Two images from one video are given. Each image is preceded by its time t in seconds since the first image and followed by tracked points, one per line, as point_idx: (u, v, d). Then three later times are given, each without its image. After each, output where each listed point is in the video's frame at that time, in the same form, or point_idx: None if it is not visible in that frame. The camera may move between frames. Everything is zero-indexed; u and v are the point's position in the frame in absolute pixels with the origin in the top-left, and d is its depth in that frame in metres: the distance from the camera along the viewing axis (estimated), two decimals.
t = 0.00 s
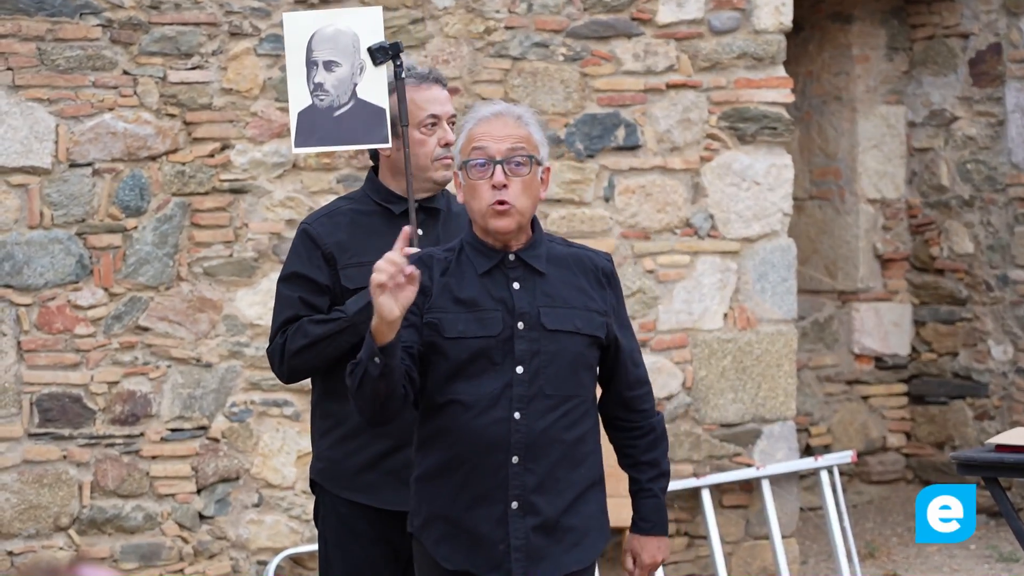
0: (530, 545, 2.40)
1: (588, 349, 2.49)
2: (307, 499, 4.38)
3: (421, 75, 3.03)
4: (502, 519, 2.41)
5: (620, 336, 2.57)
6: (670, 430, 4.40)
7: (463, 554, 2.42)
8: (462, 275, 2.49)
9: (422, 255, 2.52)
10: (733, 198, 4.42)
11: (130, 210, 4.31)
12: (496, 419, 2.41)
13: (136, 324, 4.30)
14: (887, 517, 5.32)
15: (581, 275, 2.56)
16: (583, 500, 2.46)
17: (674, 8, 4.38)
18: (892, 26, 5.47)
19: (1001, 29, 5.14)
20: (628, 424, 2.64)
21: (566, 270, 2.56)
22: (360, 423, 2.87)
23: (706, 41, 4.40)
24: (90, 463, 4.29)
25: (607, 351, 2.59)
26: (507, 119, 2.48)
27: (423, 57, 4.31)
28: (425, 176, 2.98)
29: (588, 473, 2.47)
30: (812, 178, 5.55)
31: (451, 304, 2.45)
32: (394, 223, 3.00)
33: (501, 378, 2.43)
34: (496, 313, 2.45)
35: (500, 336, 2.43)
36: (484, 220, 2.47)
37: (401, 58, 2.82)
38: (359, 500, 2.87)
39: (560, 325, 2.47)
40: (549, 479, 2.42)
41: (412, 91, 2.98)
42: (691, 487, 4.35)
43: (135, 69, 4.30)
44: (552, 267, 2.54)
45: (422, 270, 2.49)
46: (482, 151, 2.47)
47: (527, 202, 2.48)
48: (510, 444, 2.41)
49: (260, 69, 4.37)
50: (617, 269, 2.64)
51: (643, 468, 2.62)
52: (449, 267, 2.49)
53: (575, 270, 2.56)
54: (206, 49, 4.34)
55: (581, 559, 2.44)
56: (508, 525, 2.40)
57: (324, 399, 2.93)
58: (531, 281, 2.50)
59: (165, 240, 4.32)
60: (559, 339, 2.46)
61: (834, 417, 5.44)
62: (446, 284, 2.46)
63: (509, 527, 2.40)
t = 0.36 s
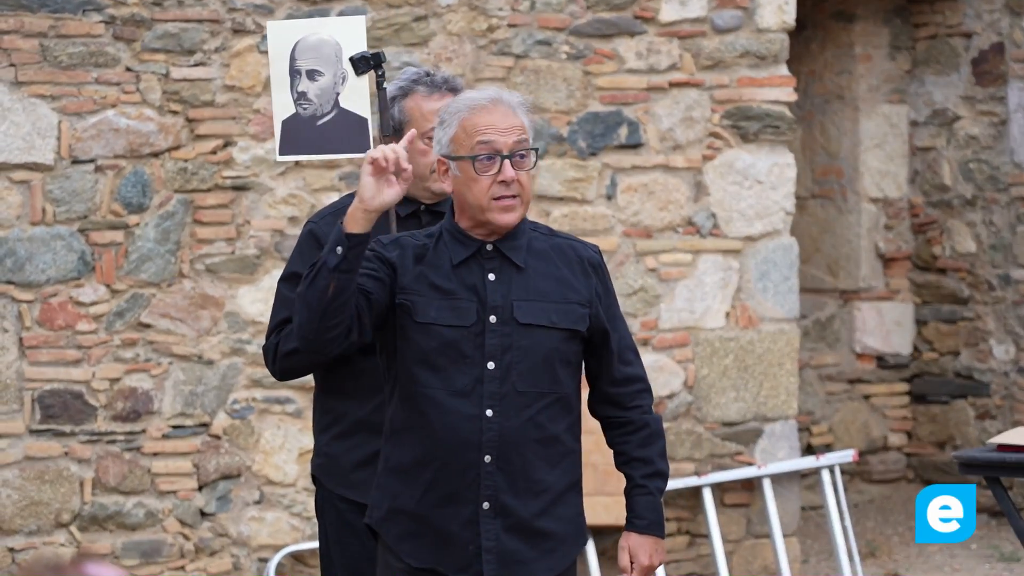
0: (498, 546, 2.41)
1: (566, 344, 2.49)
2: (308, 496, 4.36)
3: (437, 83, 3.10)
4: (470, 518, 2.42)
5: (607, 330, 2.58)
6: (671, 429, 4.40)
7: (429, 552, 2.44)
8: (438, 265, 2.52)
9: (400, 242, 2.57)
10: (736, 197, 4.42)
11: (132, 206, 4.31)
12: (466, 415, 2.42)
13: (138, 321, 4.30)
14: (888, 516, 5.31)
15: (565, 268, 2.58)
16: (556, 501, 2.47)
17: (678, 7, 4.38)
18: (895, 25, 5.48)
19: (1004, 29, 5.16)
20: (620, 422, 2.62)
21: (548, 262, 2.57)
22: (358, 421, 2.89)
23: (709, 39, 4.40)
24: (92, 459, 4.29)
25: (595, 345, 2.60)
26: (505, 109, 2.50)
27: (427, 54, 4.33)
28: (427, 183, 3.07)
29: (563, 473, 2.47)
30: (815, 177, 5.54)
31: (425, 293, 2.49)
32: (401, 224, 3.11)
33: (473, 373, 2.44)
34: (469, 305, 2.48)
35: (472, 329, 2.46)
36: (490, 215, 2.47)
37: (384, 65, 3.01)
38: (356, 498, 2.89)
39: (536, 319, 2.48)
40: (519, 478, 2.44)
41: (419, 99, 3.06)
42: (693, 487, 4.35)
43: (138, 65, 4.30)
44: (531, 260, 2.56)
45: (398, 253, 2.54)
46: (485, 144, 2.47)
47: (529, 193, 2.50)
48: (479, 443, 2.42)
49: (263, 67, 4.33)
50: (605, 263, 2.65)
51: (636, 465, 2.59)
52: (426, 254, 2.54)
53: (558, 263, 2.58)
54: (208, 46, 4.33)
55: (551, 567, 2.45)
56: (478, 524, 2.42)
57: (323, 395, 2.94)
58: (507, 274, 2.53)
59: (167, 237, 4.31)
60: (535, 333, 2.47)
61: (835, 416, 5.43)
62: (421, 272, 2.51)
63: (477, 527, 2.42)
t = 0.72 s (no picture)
0: (472, 563, 2.33)
1: (535, 352, 2.41)
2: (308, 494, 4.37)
3: (413, 80, 2.91)
4: (442, 534, 2.33)
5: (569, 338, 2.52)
6: (671, 427, 4.40)
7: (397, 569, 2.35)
8: (399, 270, 2.38)
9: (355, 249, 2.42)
10: (737, 195, 4.42)
11: (133, 204, 4.31)
12: (438, 427, 2.33)
13: (138, 318, 4.30)
14: (889, 515, 5.33)
15: (529, 273, 2.48)
16: (523, 513, 2.41)
17: (679, 5, 4.39)
18: (896, 24, 5.48)
19: (1006, 28, 5.18)
20: (569, 439, 2.55)
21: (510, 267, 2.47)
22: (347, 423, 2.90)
23: (711, 38, 4.40)
24: (92, 457, 4.29)
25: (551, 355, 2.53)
26: (477, 103, 2.40)
27: (428, 52, 4.33)
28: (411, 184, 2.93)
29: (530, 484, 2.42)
30: (816, 175, 5.54)
31: (387, 302, 2.35)
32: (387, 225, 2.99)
33: (441, 384, 2.34)
34: (435, 314, 2.35)
35: (439, 339, 2.34)
36: (471, 216, 2.38)
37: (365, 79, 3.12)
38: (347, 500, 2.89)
39: (505, 327, 2.38)
40: (490, 491, 2.36)
41: (398, 95, 2.86)
42: (692, 485, 4.36)
43: (139, 63, 4.30)
44: (497, 265, 2.44)
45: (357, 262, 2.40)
46: (462, 140, 2.37)
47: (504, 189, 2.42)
48: (451, 454, 2.33)
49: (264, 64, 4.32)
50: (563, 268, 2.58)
51: (579, 488, 2.51)
52: (384, 260, 2.39)
53: (522, 266, 2.48)
54: (210, 44, 4.32)
55: None
56: (450, 539, 2.33)
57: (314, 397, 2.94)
58: (473, 279, 2.41)
59: (167, 234, 4.31)
60: (504, 341, 2.38)
61: (836, 415, 5.42)
62: (383, 282, 2.36)
63: (450, 542, 2.33)
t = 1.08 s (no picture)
0: (433, 551, 2.41)
1: (482, 337, 2.50)
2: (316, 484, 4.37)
3: (414, 67, 3.10)
4: (403, 525, 2.40)
5: (513, 324, 2.59)
6: (679, 418, 4.40)
7: (361, 567, 2.41)
8: (343, 264, 2.47)
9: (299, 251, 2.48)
10: (745, 186, 4.42)
11: (141, 194, 4.31)
12: (392, 417, 2.39)
13: (146, 308, 4.30)
14: (895, 507, 5.33)
15: (472, 261, 2.57)
16: (479, 498, 2.49)
17: None
18: (904, 16, 5.47)
19: (1015, 19, 5.24)
20: (513, 427, 2.65)
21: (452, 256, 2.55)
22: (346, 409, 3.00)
23: (719, 29, 4.40)
24: (99, 447, 4.29)
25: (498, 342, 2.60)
26: (368, 91, 2.46)
27: (436, 42, 4.33)
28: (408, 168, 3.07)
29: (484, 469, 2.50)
30: (824, 167, 5.52)
31: (332, 297, 2.42)
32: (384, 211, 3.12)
33: (392, 374, 2.41)
34: (380, 304, 2.43)
35: (385, 328, 2.42)
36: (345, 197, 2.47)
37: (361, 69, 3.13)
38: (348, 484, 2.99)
39: (450, 313, 2.46)
40: (445, 478, 2.44)
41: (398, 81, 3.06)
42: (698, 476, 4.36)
43: (147, 53, 4.30)
44: (438, 252, 2.53)
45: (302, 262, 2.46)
46: (342, 125, 2.45)
47: (385, 177, 2.44)
48: (407, 443, 2.40)
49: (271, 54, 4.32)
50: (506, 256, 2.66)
51: (521, 477, 2.63)
52: (328, 258, 2.47)
53: (464, 254, 2.57)
54: (217, 34, 4.32)
55: (480, 568, 2.49)
56: (412, 529, 2.41)
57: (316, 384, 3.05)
58: (416, 267, 2.49)
59: (175, 224, 4.31)
60: (449, 327, 2.46)
61: (844, 406, 5.41)
62: (328, 279, 2.43)
63: (412, 532, 2.41)
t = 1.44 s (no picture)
0: (433, 541, 2.44)
1: (480, 324, 2.50)
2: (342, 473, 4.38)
3: (455, 56, 3.10)
4: (402, 515, 2.43)
5: (516, 311, 2.57)
6: (705, 409, 4.40)
7: (362, 558, 2.45)
8: (338, 256, 2.50)
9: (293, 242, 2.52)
10: (771, 176, 4.42)
11: (167, 183, 4.31)
12: (388, 408, 2.42)
13: (172, 298, 4.30)
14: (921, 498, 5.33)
15: (470, 249, 2.57)
16: (482, 486, 2.50)
17: None
18: (930, 6, 5.47)
19: None
20: (528, 416, 2.63)
21: (452, 244, 2.56)
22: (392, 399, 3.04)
23: (745, 19, 4.40)
24: (126, 437, 4.29)
25: (504, 329, 2.59)
26: (364, 77, 2.56)
27: (462, 33, 4.33)
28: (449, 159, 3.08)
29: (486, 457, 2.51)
30: (849, 157, 5.54)
31: (327, 289, 2.46)
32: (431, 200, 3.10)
33: (388, 364, 2.44)
34: (374, 293, 2.46)
35: (379, 318, 2.45)
36: (343, 181, 2.52)
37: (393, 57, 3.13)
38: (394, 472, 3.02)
39: (445, 302, 2.48)
40: (445, 467, 2.46)
41: (437, 71, 3.07)
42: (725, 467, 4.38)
43: (173, 43, 4.30)
44: (434, 240, 2.55)
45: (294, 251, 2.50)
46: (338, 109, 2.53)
47: (384, 157, 2.51)
48: (403, 434, 2.43)
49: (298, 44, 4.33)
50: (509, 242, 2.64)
51: (540, 465, 2.63)
52: (321, 250, 2.51)
53: (462, 242, 2.57)
54: (243, 24, 4.32)
55: (486, 557, 2.50)
56: (410, 519, 2.43)
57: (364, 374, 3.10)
58: (411, 257, 2.52)
59: (201, 214, 4.32)
60: (444, 315, 2.47)
61: (869, 397, 5.43)
62: (322, 271, 2.48)
63: (411, 523, 2.44)
